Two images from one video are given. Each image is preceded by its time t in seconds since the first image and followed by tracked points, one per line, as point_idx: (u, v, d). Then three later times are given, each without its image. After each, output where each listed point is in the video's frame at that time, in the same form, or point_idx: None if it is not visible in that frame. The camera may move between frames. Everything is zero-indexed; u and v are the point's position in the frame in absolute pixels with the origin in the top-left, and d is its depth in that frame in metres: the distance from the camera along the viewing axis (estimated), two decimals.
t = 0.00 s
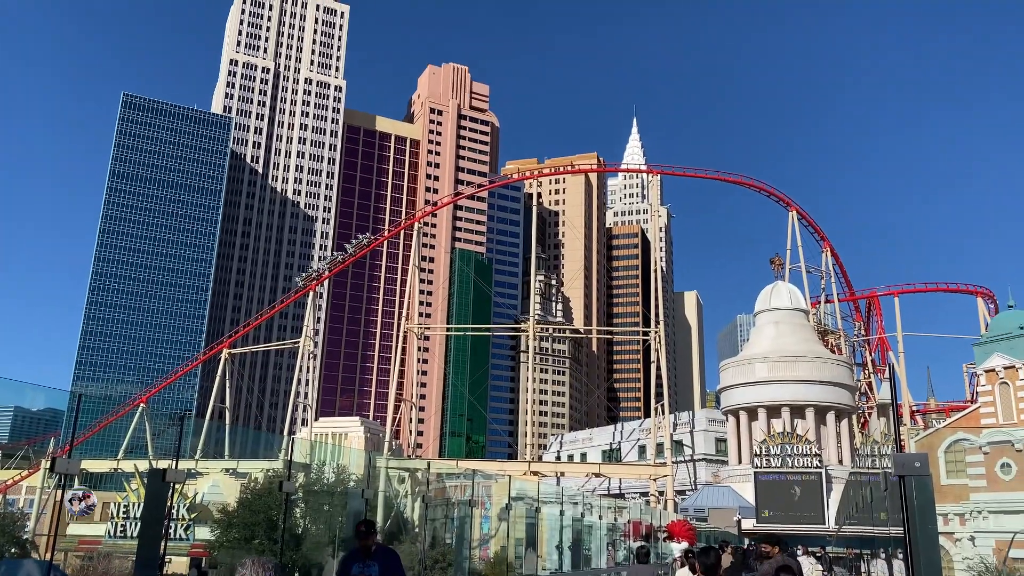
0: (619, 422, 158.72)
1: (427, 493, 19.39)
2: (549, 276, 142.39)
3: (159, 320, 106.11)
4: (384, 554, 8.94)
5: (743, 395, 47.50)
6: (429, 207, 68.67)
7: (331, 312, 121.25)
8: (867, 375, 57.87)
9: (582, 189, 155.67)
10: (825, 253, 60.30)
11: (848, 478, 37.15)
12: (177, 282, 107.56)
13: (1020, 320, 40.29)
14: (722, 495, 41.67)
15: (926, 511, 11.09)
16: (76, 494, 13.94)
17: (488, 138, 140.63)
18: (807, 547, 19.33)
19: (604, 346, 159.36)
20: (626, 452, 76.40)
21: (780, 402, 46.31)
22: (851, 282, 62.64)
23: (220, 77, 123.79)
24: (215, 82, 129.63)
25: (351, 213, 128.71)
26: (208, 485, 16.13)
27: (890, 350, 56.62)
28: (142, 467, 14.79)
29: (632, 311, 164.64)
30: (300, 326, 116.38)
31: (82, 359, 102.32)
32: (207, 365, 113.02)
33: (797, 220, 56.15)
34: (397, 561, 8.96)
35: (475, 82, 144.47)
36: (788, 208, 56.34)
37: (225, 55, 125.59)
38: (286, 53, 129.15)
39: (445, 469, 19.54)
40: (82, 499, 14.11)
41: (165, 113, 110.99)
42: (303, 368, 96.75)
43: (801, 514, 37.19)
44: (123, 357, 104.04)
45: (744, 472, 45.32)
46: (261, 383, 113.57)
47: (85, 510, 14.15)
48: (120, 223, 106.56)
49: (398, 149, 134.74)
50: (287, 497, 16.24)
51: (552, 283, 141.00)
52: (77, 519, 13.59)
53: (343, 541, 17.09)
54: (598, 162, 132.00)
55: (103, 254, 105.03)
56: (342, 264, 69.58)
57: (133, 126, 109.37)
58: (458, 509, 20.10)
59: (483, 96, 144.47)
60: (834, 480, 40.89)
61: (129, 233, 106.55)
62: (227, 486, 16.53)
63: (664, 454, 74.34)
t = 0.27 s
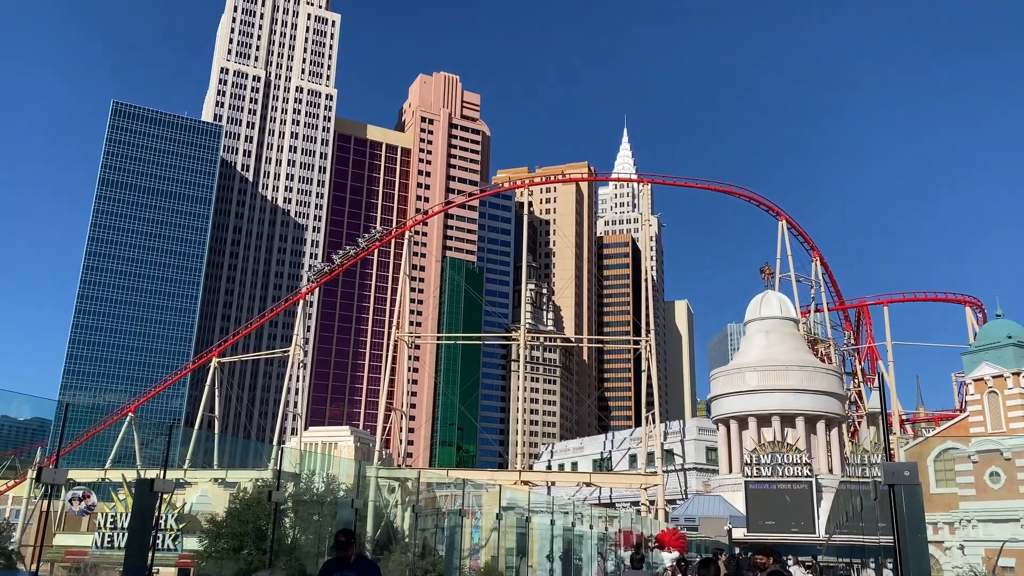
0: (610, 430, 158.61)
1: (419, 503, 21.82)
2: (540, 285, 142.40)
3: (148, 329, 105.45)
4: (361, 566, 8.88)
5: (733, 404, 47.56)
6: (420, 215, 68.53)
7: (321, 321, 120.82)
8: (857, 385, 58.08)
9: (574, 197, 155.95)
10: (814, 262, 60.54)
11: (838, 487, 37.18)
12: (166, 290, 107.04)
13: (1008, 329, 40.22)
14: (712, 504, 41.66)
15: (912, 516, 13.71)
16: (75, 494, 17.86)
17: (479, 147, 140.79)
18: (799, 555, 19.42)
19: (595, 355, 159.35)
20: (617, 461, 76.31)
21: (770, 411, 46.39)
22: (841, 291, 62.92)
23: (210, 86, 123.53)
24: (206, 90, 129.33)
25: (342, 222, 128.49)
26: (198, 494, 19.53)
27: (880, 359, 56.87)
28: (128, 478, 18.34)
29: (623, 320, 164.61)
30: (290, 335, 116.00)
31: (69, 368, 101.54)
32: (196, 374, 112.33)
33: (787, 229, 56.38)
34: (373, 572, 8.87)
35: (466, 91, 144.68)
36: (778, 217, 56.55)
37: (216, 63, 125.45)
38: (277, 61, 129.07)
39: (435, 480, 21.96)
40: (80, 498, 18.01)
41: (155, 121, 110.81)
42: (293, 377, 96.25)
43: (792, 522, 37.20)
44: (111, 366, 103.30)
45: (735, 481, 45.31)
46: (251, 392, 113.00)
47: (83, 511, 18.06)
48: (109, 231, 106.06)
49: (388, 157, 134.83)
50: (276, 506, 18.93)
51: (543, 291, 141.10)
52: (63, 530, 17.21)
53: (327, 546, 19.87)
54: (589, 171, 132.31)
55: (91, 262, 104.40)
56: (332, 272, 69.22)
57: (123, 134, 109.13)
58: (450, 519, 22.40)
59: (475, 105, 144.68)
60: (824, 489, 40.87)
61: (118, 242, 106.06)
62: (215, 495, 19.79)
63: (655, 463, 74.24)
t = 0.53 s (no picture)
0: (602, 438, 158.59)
1: (411, 511, 22.25)
2: (531, 293, 142.51)
3: (138, 337, 104.91)
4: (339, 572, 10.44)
5: (725, 412, 47.59)
6: (412, 224, 68.47)
7: (313, 329, 120.51)
8: (848, 393, 58.27)
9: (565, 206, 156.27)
10: (805, 271, 60.76)
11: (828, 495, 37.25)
12: (157, 298, 106.55)
13: (997, 337, 40.19)
14: (705, 513, 41.64)
15: (900, 522, 14.30)
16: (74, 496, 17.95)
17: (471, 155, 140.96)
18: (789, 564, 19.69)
19: (587, 363, 159.43)
20: (609, 469, 76.31)
21: (761, 419, 46.47)
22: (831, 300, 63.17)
23: (202, 94, 123.34)
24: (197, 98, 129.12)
25: (333, 230, 128.30)
26: (187, 504, 18.66)
27: (870, 367, 57.12)
28: (116, 487, 18.07)
29: (615, 328, 164.81)
30: (281, 343, 115.68)
31: (59, 377, 100.86)
32: (186, 383, 111.74)
33: (778, 238, 56.63)
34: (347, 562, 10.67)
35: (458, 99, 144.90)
36: (768, 226, 56.79)
37: (207, 71, 125.22)
38: (269, 69, 129.04)
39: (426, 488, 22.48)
40: (80, 499, 18.05)
41: (146, 128, 110.58)
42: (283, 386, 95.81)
43: (783, 530, 37.29)
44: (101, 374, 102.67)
45: (726, 490, 45.32)
46: (241, 401, 112.49)
47: (83, 511, 18.11)
48: (100, 239, 105.66)
49: (380, 165, 134.89)
50: (266, 515, 18.79)
51: (535, 299, 141.15)
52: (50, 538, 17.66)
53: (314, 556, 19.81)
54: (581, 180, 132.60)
55: (82, 270, 103.92)
56: (323, 280, 68.93)
57: (114, 141, 108.86)
58: (440, 528, 22.68)
59: (467, 114, 144.89)
60: (816, 497, 40.91)
61: (109, 249, 105.68)
62: (205, 503, 19.04)
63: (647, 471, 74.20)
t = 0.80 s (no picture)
0: (593, 448, 158.47)
1: (401, 522, 22.22)
2: (522, 302, 142.51)
3: (127, 346, 104.33)
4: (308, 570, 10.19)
5: (715, 421, 47.67)
6: (403, 233, 68.43)
7: (303, 338, 120.14)
8: (838, 402, 58.44)
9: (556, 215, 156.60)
10: (794, 280, 61.03)
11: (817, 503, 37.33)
12: (147, 307, 106.16)
13: (985, 345, 40.33)
14: (695, 522, 41.60)
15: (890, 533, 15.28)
16: (75, 496, 18.40)
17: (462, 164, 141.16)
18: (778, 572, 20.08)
19: (578, 372, 159.51)
20: (599, 478, 76.20)
21: (751, 428, 46.52)
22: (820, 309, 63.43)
23: (192, 102, 123.15)
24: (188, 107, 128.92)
25: (324, 238, 128.20)
26: (176, 515, 19.21)
27: (860, 376, 57.34)
28: (107, 495, 18.52)
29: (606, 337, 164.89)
30: (271, 352, 115.29)
31: (47, 386, 100.12)
32: (175, 392, 111.11)
33: (767, 248, 56.93)
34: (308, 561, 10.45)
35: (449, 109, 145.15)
36: (758, 235, 57.07)
37: (198, 79, 125.09)
38: (260, 78, 129.00)
39: (416, 497, 22.40)
40: (80, 500, 18.49)
41: (136, 137, 110.34)
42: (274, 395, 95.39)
43: (773, 537, 37.40)
44: (89, 384, 101.96)
45: (716, 499, 45.31)
46: (231, 410, 111.95)
47: (83, 511, 18.44)
48: (89, 248, 105.24)
49: (371, 174, 135.01)
50: (255, 525, 18.96)
51: (526, 308, 141.25)
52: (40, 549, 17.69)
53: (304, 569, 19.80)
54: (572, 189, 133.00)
55: (71, 278, 103.42)
56: (314, 289, 68.57)
57: (103, 149, 108.52)
58: (431, 537, 22.48)
59: (458, 122, 145.19)
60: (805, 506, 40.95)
61: (98, 258, 105.24)
62: (193, 513, 19.62)
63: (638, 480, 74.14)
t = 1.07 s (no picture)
0: (584, 456, 158.32)
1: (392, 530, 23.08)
2: (514, 310, 142.49)
3: (118, 354, 103.78)
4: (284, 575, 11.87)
5: (707, 429, 47.69)
6: (395, 240, 68.36)
7: (294, 345, 119.76)
8: (828, 409, 58.58)
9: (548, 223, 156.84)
10: (785, 288, 61.21)
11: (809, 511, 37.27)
12: (138, 315, 105.70)
13: (975, 354, 40.48)
14: (687, 530, 41.75)
15: (879, 536, 16.35)
16: (76, 497, 19.01)
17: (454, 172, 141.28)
18: None
19: (570, 380, 159.46)
20: (591, 486, 76.07)
21: (743, 436, 46.54)
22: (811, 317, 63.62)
23: (184, 109, 122.90)
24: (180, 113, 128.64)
25: (316, 246, 127.98)
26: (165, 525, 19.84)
27: (851, 384, 57.55)
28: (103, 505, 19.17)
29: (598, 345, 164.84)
30: (262, 360, 114.97)
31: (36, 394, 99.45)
32: (166, 400, 110.56)
33: (758, 256, 57.10)
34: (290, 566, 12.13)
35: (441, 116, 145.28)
36: (749, 243, 57.26)
37: (190, 87, 124.86)
38: (252, 85, 128.91)
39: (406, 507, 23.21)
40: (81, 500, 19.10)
41: (127, 144, 110.06)
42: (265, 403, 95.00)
43: (763, 544, 37.31)
44: (80, 391, 101.32)
45: (709, 506, 45.27)
46: (222, 418, 111.45)
47: (83, 511, 19.06)
48: (80, 255, 104.78)
49: (363, 181, 135.07)
50: (245, 534, 20.30)
51: (518, 316, 141.23)
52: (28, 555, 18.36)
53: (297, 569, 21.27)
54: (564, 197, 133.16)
55: (61, 286, 102.90)
56: (306, 296, 68.22)
57: (94, 156, 108.17)
58: (422, 544, 23.62)
59: (450, 130, 145.36)
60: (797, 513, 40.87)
61: (88, 265, 104.81)
62: (184, 522, 20.23)
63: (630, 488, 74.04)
